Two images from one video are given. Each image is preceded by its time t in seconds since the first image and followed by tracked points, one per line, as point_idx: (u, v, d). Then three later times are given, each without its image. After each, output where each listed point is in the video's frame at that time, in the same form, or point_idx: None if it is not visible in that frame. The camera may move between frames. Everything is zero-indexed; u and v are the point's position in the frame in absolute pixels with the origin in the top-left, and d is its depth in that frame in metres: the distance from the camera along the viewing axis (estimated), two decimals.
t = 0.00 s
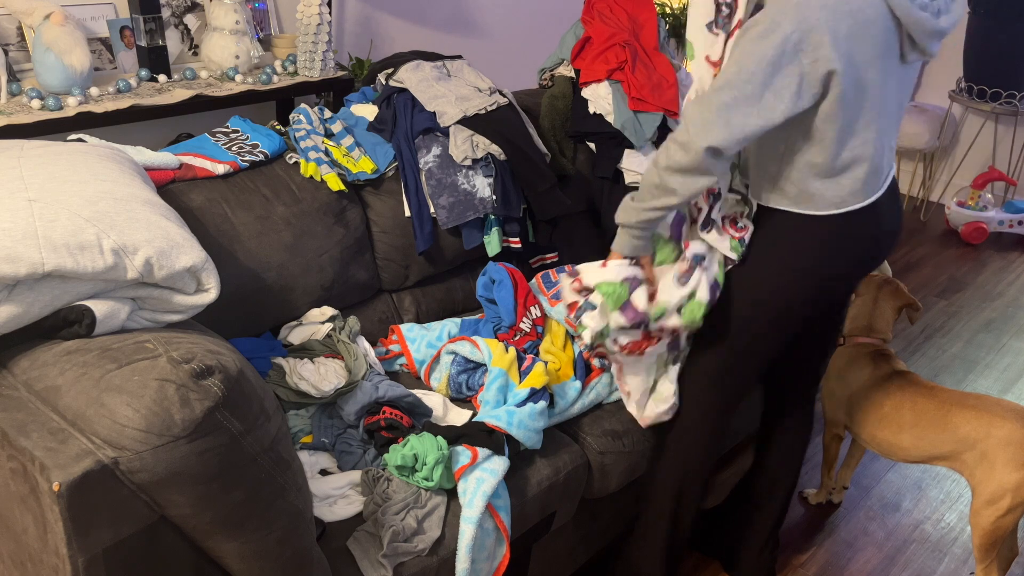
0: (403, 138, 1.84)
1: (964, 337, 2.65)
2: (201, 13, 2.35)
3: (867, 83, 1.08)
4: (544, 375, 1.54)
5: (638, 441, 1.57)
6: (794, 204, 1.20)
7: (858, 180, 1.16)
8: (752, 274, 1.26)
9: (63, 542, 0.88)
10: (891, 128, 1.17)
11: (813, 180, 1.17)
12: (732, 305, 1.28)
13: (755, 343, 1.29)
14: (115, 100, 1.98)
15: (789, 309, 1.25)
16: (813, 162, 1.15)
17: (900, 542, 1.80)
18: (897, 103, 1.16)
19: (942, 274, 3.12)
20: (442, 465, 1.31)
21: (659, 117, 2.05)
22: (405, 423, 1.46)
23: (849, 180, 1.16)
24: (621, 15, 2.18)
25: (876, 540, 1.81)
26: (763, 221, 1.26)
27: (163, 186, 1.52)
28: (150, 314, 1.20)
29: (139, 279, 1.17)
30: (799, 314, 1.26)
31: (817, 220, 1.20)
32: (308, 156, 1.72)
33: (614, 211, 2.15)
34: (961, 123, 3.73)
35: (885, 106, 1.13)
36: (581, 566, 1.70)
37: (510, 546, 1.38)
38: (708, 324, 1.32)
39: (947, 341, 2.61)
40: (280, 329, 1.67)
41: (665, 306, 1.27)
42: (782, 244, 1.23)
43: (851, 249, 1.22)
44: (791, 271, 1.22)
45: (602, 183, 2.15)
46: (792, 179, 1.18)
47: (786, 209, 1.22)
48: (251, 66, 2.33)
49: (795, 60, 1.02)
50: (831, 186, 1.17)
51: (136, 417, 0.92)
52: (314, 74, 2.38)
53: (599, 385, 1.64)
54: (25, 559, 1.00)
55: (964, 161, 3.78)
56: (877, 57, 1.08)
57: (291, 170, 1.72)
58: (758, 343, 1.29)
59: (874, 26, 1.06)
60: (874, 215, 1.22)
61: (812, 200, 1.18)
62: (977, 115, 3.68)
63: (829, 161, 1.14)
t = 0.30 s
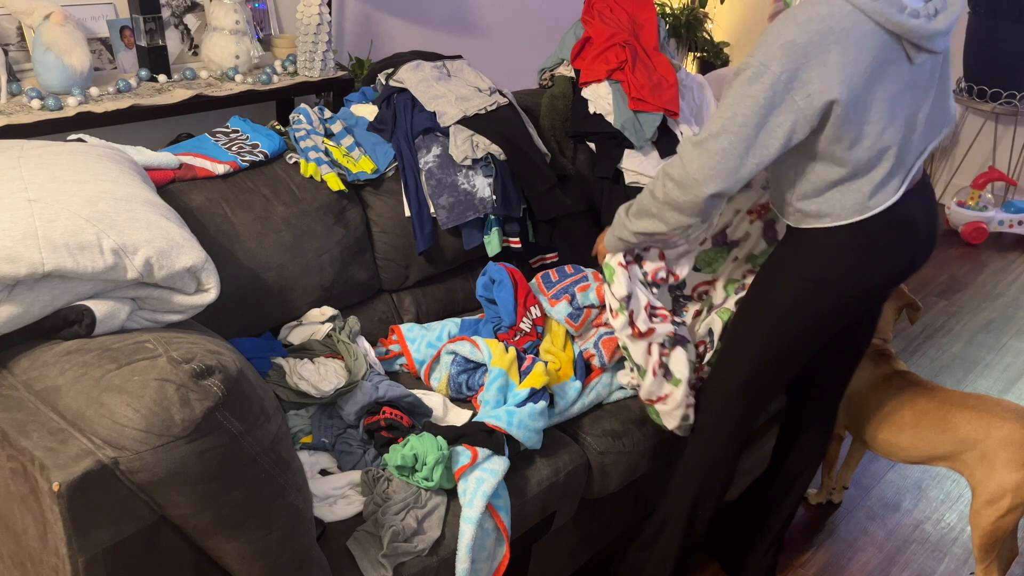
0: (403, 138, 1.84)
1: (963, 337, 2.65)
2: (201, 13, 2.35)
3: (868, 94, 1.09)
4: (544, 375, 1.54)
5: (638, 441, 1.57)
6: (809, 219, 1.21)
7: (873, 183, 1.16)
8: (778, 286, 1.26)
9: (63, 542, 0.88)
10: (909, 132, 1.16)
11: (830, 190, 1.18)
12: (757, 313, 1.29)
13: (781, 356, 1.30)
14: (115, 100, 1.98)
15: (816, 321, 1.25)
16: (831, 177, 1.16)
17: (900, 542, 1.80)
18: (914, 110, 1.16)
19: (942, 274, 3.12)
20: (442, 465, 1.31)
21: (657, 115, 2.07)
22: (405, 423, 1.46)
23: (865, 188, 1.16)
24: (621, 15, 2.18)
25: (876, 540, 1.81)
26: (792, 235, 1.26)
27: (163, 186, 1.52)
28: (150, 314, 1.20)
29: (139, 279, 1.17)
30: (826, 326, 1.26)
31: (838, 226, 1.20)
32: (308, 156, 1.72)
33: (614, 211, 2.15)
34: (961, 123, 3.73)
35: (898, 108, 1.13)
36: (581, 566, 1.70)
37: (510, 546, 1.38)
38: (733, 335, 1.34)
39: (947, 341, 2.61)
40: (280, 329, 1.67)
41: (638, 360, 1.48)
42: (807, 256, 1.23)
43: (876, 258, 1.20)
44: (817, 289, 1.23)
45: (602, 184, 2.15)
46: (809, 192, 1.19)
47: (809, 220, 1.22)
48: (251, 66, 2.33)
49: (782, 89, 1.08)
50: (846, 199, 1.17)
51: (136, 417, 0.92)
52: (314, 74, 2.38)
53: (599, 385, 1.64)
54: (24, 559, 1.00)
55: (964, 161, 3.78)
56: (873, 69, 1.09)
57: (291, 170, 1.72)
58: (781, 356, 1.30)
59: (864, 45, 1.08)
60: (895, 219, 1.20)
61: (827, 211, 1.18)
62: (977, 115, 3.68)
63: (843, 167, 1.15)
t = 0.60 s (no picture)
0: (403, 138, 1.84)
1: (963, 337, 2.65)
2: (201, 13, 2.35)
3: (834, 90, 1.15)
4: (544, 375, 1.54)
5: (638, 441, 1.57)
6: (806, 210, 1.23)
7: (871, 173, 1.18)
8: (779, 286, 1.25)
9: (63, 542, 0.88)
10: (909, 118, 1.18)
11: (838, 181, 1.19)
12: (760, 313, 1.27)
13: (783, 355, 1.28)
14: (115, 100, 1.98)
15: (818, 320, 1.24)
16: (828, 169, 1.20)
17: (900, 542, 1.80)
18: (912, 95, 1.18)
19: (942, 274, 3.12)
20: (442, 465, 1.31)
21: (658, 115, 2.08)
22: (405, 423, 1.46)
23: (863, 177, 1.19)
24: (621, 15, 2.18)
25: (877, 540, 1.81)
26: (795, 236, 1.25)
27: (163, 186, 1.52)
28: (150, 315, 1.20)
29: (139, 278, 1.17)
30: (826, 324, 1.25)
31: (838, 224, 1.20)
32: (308, 156, 1.72)
33: (613, 211, 2.15)
34: (961, 124, 3.73)
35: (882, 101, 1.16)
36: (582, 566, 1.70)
37: (510, 546, 1.38)
38: (732, 335, 1.31)
39: (947, 341, 2.61)
40: (280, 329, 1.67)
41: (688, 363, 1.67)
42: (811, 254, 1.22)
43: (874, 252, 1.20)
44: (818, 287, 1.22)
45: (602, 183, 2.15)
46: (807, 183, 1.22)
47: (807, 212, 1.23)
48: (251, 66, 2.33)
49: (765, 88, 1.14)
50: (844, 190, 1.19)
51: (136, 417, 0.92)
52: (314, 74, 2.38)
53: (599, 385, 1.64)
54: (25, 559, 1.01)
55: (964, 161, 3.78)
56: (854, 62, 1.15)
57: (291, 170, 1.72)
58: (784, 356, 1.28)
59: (839, 44, 1.14)
60: (895, 215, 1.20)
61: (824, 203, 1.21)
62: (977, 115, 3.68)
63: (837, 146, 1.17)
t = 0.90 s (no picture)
0: (403, 138, 1.84)
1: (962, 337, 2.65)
2: (201, 13, 2.35)
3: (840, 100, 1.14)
4: (544, 375, 1.54)
5: (638, 441, 1.57)
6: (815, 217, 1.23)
7: (880, 179, 1.18)
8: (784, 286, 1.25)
9: (63, 542, 0.88)
10: (920, 121, 1.17)
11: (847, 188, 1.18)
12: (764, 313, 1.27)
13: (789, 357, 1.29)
14: (115, 100, 1.98)
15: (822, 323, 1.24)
16: (838, 177, 1.19)
17: (901, 542, 1.80)
18: (924, 96, 1.16)
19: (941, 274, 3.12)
20: (442, 465, 1.31)
21: (658, 115, 2.08)
22: (405, 423, 1.46)
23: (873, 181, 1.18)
24: (621, 14, 2.18)
25: (877, 540, 1.81)
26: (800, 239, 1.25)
27: (163, 186, 1.52)
28: (150, 314, 1.20)
29: (139, 278, 1.17)
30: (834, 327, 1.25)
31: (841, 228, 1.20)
32: (308, 156, 1.72)
33: (613, 211, 2.15)
34: (961, 124, 3.73)
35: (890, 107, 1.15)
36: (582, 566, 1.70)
37: (510, 546, 1.38)
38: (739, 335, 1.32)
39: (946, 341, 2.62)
40: (280, 329, 1.67)
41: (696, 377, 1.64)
42: (818, 255, 1.22)
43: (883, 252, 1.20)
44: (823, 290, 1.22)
45: (602, 183, 2.15)
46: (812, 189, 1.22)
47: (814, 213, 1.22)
48: (251, 66, 2.33)
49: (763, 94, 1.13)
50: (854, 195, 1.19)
51: (136, 417, 0.92)
52: (314, 74, 2.38)
53: (599, 385, 1.64)
54: (25, 559, 1.01)
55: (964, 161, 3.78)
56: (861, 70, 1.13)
57: (291, 170, 1.72)
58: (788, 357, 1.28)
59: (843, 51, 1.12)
60: (904, 218, 1.20)
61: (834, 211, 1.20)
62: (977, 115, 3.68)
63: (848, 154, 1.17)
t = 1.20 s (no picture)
0: (403, 138, 1.84)
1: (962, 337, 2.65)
2: (201, 13, 2.35)
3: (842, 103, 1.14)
4: (544, 375, 1.54)
5: (638, 441, 1.57)
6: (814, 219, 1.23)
7: (882, 183, 1.18)
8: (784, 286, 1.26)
9: (63, 542, 0.88)
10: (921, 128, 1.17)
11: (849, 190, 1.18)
12: (763, 318, 1.29)
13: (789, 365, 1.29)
14: (115, 100, 1.98)
15: (823, 328, 1.25)
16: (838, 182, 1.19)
17: (901, 542, 1.80)
18: (921, 101, 1.17)
19: (942, 274, 3.12)
20: (442, 465, 1.31)
21: (658, 116, 2.07)
22: (405, 423, 1.46)
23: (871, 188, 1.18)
24: (621, 14, 2.19)
25: (877, 540, 1.81)
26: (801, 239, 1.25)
27: (163, 186, 1.52)
28: (150, 315, 1.20)
29: (139, 278, 1.17)
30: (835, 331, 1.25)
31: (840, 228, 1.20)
32: (308, 156, 1.72)
33: (613, 211, 2.14)
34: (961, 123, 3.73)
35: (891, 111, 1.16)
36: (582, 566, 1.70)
37: (510, 546, 1.38)
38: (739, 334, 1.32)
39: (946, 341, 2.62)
40: (280, 329, 1.67)
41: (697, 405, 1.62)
42: (819, 256, 1.22)
43: (883, 254, 1.20)
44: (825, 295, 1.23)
45: (602, 183, 2.15)
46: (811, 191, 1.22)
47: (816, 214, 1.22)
48: (251, 66, 2.33)
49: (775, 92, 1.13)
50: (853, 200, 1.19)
51: (136, 417, 0.92)
52: (314, 74, 2.38)
53: (599, 385, 1.64)
54: (25, 558, 1.01)
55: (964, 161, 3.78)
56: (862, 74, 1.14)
57: (291, 170, 1.72)
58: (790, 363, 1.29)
59: (848, 57, 1.13)
60: (905, 222, 1.20)
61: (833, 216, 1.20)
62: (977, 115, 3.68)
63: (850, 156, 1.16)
